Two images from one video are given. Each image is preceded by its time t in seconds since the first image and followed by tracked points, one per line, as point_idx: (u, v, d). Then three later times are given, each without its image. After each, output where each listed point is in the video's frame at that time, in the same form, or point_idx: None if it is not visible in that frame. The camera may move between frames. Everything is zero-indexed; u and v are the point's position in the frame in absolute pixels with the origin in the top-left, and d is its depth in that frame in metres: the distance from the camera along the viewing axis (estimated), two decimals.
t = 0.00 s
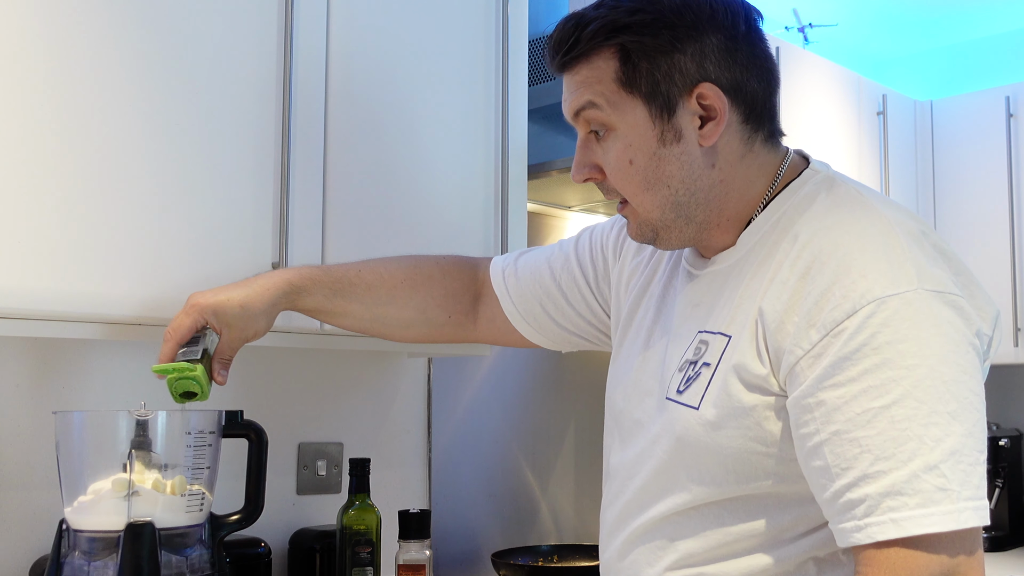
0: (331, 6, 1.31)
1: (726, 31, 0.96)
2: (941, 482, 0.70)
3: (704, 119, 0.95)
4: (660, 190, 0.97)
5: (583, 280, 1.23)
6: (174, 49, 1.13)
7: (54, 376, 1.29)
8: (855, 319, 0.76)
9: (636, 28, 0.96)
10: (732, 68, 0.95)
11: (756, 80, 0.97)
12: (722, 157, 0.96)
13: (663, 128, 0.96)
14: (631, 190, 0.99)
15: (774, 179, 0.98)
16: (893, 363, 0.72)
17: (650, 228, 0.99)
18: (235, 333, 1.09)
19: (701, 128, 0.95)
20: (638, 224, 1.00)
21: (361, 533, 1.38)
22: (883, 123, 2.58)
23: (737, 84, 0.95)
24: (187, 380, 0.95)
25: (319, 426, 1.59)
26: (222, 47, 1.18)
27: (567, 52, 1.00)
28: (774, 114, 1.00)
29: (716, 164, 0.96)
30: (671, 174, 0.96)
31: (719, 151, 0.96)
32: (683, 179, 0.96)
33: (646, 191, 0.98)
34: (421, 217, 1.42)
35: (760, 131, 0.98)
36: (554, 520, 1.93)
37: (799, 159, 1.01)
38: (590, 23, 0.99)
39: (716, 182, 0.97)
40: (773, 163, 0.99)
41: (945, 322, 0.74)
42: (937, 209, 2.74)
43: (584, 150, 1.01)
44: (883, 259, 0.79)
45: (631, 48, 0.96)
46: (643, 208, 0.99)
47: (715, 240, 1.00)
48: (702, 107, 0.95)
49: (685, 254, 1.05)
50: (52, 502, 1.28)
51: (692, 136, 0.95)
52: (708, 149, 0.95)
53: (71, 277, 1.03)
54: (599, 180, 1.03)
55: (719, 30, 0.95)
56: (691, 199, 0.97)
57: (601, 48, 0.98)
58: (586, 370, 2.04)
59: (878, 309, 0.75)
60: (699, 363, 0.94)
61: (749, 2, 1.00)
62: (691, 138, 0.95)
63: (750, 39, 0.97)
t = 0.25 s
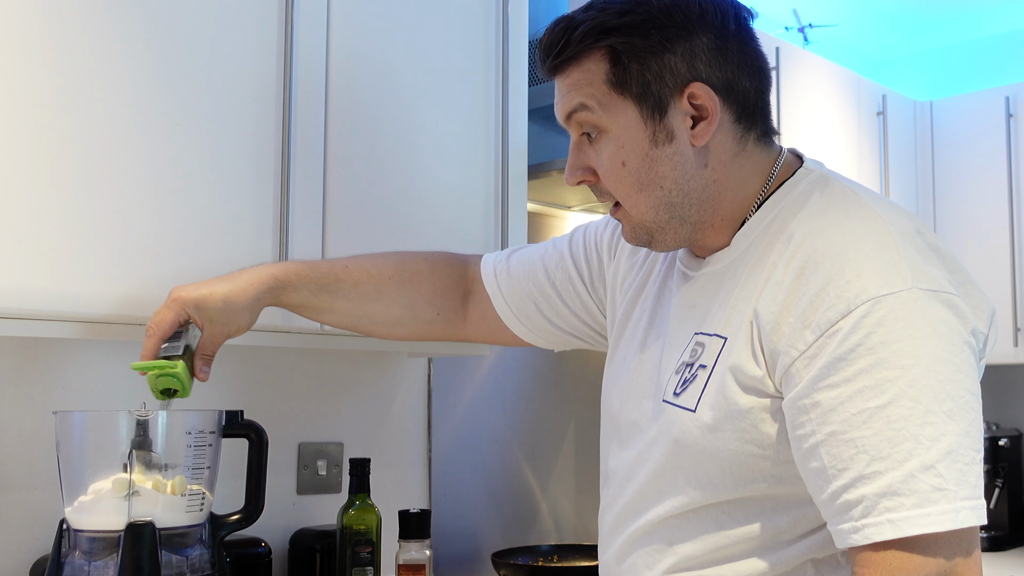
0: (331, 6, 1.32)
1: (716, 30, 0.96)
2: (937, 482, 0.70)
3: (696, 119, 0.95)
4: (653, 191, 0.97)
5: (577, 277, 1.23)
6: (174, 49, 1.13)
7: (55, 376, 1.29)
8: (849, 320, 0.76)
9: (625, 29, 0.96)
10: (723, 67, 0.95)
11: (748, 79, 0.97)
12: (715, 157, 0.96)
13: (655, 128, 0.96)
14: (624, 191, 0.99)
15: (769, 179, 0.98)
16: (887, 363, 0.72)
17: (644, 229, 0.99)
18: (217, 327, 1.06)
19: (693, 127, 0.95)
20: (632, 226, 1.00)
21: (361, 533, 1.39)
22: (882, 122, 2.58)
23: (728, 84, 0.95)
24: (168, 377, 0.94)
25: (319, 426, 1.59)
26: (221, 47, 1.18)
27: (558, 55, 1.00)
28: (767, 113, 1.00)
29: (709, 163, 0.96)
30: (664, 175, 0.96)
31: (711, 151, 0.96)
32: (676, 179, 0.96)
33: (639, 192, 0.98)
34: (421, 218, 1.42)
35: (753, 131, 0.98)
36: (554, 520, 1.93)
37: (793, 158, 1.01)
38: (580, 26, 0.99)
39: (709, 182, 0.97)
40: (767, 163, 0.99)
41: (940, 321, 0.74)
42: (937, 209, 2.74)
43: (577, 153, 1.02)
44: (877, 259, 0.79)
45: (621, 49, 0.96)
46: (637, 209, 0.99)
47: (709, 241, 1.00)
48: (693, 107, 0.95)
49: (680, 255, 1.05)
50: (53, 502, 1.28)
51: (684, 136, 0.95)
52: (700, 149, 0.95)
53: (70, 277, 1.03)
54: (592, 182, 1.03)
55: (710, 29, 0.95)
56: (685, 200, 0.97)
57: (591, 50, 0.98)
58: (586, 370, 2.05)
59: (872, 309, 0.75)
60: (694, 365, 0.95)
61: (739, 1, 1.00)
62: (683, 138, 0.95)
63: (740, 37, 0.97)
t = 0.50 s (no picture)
0: (331, 7, 1.32)
1: (711, 30, 0.95)
2: (938, 483, 0.70)
3: (691, 120, 0.95)
4: (648, 192, 0.97)
5: (574, 274, 1.23)
6: (174, 50, 1.13)
7: (55, 376, 1.29)
8: (848, 321, 0.76)
9: (620, 31, 0.96)
10: (718, 68, 0.95)
11: (743, 80, 0.97)
12: (710, 159, 0.96)
13: (650, 129, 0.96)
14: (619, 193, 0.99)
15: (766, 180, 0.98)
16: (887, 364, 0.72)
17: (640, 231, 0.99)
18: (191, 324, 1.06)
19: (688, 129, 0.95)
20: (628, 227, 1.00)
21: (361, 533, 1.39)
22: (882, 123, 2.58)
23: (724, 85, 0.95)
24: (129, 369, 0.93)
25: (319, 426, 1.59)
26: (221, 48, 1.18)
27: (553, 56, 1.00)
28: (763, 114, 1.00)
29: (704, 165, 0.96)
30: (659, 176, 0.96)
31: (706, 152, 0.96)
32: (671, 181, 0.96)
33: (635, 194, 0.98)
34: (420, 218, 1.42)
35: (748, 132, 0.98)
36: (554, 520, 1.93)
37: (790, 159, 1.01)
38: (575, 27, 0.99)
39: (705, 183, 0.97)
40: (763, 164, 0.99)
41: (939, 322, 0.74)
42: (937, 209, 2.74)
43: (572, 154, 1.02)
44: (876, 260, 0.79)
45: (615, 50, 0.96)
46: (633, 211, 0.99)
47: (706, 242, 1.00)
48: (688, 108, 0.95)
49: (677, 257, 1.06)
50: (53, 502, 1.28)
51: (679, 137, 0.95)
52: (695, 150, 0.96)
53: (70, 277, 1.03)
54: (588, 184, 1.03)
55: (704, 30, 0.95)
56: (680, 200, 0.97)
57: (586, 51, 0.98)
58: (586, 370, 2.05)
59: (871, 310, 0.75)
60: (693, 367, 0.95)
61: (734, 1, 1.00)
62: (678, 139, 0.95)
63: (735, 38, 0.97)
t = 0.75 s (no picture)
0: (331, 7, 1.32)
1: (709, 31, 0.96)
2: (941, 481, 0.70)
3: (690, 120, 0.95)
4: (648, 193, 0.97)
5: (576, 276, 1.23)
6: (174, 50, 1.13)
7: (55, 376, 1.29)
8: (850, 320, 0.76)
9: (618, 32, 0.96)
10: (716, 68, 0.95)
11: (742, 80, 0.97)
12: (710, 159, 0.96)
13: (649, 130, 0.96)
14: (619, 193, 0.99)
15: (767, 179, 0.98)
16: (889, 363, 0.72)
17: (641, 232, 0.99)
18: (205, 323, 1.06)
19: (687, 129, 0.95)
20: (628, 229, 1.00)
21: (361, 533, 1.39)
22: (883, 123, 2.58)
23: (722, 85, 0.95)
24: (151, 372, 0.96)
25: (319, 426, 1.59)
26: (221, 48, 1.18)
27: (551, 58, 1.00)
28: (762, 114, 1.00)
29: (704, 165, 0.96)
30: (659, 177, 0.96)
31: (706, 152, 0.96)
32: (672, 181, 0.96)
33: (635, 194, 0.98)
34: (420, 218, 1.42)
35: (747, 132, 0.98)
36: (554, 520, 1.93)
37: (790, 159, 1.01)
38: (573, 29, 0.99)
39: (705, 183, 0.97)
40: (762, 164, 0.99)
41: (941, 320, 0.74)
42: (937, 209, 2.74)
43: (573, 156, 1.02)
44: (877, 259, 0.79)
45: (614, 52, 0.96)
46: (633, 212, 0.99)
47: (707, 243, 1.00)
48: (687, 108, 0.95)
49: (678, 258, 1.06)
50: (53, 502, 1.28)
51: (679, 137, 0.95)
52: (695, 150, 0.95)
53: (71, 277, 1.03)
54: (588, 186, 1.02)
55: (702, 30, 0.95)
56: (681, 201, 0.97)
57: (585, 53, 0.98)
58: (586, 370, 2.05)
59: (873, 309, 0.75)
60: (693, 367, 0.95)
61: (732, 2, 1.00)
62: (678, 139, 0.95)
63: (733, 38, 0.97)
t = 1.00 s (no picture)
0: (331, 7, 1.32)
1: (709, 29, 0.96)
2: (937, 478, 0.70)
3: (691, 118, 0.95)
4: (649, 191, 0.97)
5: (581, 279, 1.22)
6: (174, 50, 1.13)
7: (55, 376, 1.29)
8: (847, 318, 0.76)
9: (620, 31, 0.97)
10: (717, 67, 0.95)
11: (743, 78, 0.97)
12: (711, 157, 0.96)
13: (650, 128, 0.96)
14: (621, 191, 0.99)
15: (767, 178, 0.98)
16: (886, 361, 0.72)
17: (643, 230, 0.99)
18: (212, 322, 1.05)
19: (688, 127, 0.95)
20: (631, 226, 1.00)
21: (361, 533, 1.38)
22: (882, 122, 2.58)
23: (723, 83, 0.95)
24: (161, 373, 0.94)
25: (319, 426, 1.59)
26: (221, 48, 1.18)
27: (553, 58, 1.00)
28: (764, 113, 1.00)
29: (705, 163, 0.96)
30: (660, 175, 0.96)
31: (707, 150, 0.96)
32: (673, 179, 0.96)
33: (637, 192, 0.98)
34: (420, 218, 1.42)
35: (749, 131, 0.98)
36: (554, 520, 1.93)
37: (791, 159, 1.01)
38: (575, 28, 1.00)
39: (706, 182, 0.97)
40: (763, 163, 0.99)
41: (938, 318, 0.74)
42: (937, 209, 2.74)
43: (575, 155, 1.02)
44: (875, 257, 0.79)
45: (615, 50, 0.96)
46: (635, 209, 0.99)
47: (709, 241, 1.00)
48: (688, 106, 0.95)
49: (680, 259, 1.05)
50: (53, 502, 1.28)
51: (680, 136, 0.95)
52: (696, 149, 0.95)
53: (71, 277, 1.03)
54: (591, 185, 1.03)
55: (703, 29, 0.95)
56: (682, 199, 0.97)
57: (587, 52, 0.98)
58: (586, 370, 2.05)
59: (870, 306, 0.75)
60: (693, 366, 0.95)
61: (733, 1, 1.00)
62: (679, 137, 0.95)
63: (734, 37, 0.97)
